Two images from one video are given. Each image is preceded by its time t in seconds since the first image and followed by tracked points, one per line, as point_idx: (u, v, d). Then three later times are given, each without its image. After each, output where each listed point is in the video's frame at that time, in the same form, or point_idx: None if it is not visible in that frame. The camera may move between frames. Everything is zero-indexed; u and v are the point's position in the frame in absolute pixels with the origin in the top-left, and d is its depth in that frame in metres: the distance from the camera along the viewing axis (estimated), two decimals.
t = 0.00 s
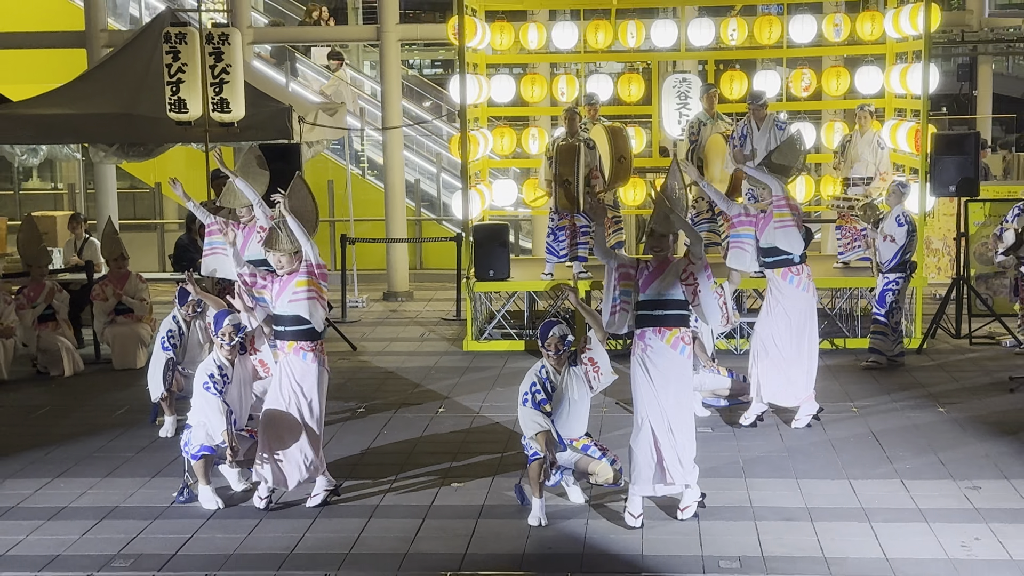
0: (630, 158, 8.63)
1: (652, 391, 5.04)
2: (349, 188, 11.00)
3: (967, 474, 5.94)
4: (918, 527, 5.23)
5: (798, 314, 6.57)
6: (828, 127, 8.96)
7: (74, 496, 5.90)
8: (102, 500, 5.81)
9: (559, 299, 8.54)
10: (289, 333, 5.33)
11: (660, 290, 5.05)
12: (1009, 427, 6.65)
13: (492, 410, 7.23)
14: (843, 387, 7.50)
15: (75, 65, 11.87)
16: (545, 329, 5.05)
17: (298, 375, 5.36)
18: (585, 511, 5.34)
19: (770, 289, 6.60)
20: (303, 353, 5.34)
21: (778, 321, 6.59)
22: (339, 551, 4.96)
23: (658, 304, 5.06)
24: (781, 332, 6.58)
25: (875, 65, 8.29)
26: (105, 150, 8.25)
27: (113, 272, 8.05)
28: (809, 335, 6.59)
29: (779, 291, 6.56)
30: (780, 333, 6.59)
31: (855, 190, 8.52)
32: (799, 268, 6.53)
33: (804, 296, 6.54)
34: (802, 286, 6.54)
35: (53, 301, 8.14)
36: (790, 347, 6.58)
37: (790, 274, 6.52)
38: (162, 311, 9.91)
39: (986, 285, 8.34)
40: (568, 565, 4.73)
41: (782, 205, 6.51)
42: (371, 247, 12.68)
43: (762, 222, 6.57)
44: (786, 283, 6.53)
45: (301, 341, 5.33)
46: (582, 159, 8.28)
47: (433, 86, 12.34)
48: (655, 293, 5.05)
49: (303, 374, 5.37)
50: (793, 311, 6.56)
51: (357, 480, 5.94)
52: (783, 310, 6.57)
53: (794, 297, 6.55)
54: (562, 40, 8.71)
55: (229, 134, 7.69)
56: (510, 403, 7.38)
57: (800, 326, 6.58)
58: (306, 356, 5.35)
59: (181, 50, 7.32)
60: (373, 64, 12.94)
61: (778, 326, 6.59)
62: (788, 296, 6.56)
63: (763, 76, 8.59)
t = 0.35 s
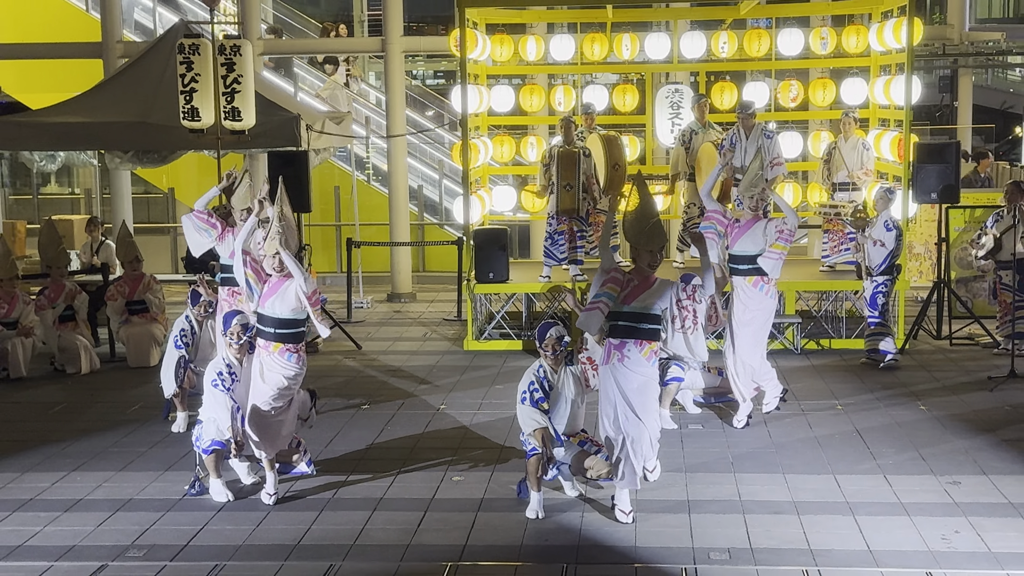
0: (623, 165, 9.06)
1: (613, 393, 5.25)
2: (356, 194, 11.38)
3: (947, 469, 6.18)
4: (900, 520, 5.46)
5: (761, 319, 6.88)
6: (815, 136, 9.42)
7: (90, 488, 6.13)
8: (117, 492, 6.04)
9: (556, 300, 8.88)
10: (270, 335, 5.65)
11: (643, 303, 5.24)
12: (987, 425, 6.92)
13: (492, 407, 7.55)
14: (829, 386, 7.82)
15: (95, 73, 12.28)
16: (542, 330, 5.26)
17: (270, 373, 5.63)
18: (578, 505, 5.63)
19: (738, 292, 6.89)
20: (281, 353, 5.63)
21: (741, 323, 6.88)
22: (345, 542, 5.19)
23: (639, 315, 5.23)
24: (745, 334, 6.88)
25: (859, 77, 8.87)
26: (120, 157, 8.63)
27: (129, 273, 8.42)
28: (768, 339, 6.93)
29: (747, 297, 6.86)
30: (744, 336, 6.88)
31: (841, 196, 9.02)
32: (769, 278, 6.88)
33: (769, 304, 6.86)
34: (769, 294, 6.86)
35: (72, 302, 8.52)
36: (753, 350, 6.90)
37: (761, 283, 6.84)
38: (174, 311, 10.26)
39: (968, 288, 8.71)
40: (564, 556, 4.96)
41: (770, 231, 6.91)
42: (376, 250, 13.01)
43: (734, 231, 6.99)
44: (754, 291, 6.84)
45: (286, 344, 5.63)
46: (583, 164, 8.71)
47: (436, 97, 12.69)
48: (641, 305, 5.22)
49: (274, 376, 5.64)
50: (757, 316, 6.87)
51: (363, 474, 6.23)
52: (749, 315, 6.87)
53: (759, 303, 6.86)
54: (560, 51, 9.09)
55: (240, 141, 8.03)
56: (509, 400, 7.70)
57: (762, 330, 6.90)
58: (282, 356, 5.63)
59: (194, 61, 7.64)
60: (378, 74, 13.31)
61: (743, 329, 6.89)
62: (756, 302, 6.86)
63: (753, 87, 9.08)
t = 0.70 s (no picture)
0: (621, 169, 9.13)
1: (605, 400, 5.35)
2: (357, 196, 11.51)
3: (938, 469, 6.30)
4: (892, 519, 5.58)
5: (750, 324, 6.96)
6: (809, 141, 9.57)
7: (94, 485, 6.26)
8: (120, 489, 6.16)
9: (553, 301, 9.01)
10: (262, 345, 5.57)
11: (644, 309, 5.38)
12: (977, 425, 7.05)
13: (491, 407, 7.68)
14: (822, 387, 7.95)
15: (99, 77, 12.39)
16: (539, 332, 5.36)
17: (258, 386, 5.61)
18: (573, 503, 5.76)
19: (728, 297, 6.92)
20: (269, 363, 5.60)
21: (730, 328, 6.95)
22: (345, 538, 5.32)
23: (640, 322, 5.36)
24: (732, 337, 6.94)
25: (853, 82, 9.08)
26: (126, 159, 8.77)
27: (133, 273, 8.55)
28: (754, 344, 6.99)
29: (736, 302, 6.91)
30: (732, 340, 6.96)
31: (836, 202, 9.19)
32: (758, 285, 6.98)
33: (757, 310, 6.96)
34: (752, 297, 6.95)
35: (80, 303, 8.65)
36: (739, 353, 6.97)
37: (752, 290, 6.92)
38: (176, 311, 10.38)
39: (958, 291, 8.87)
40: (559, 554, 5.08)
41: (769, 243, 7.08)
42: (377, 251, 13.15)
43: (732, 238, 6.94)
44: (746, 298, 6.91)
45: (276, 355, 5.57)
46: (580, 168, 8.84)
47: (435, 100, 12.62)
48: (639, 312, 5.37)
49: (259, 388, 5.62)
50: (745, 321, 6.94)
51: (365, 471, 6.37)
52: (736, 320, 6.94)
53: (745, 308, 6.94)
54: (558, 56, 9.23)
55: (244, 144, 8.16)
56: (508, 400, 7.83)
57: (748, 335, 6.97)
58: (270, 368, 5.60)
59: (198, 64, 7.74)
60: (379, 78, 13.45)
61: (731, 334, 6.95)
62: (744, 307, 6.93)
63: (749, 92, 9.25)
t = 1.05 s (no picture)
0: (617, 173, 8.97)
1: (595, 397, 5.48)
2: (358, 199, 11.64)
3: (929, 469, 6.43)
4: (884, 518, 5.70)
5: (744, 324, 7.07)
6: (803, 147, 9.73)
7: (99, 482, 6.38)
8: (124, 486, 6.28)
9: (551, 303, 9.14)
10: (263, 346, 5.68)
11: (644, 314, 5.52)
12: (967, 426, 7.18)
13: (490, 406, 7.81)
14: (815, 388, 8.08)
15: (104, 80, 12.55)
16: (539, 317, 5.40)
17: (258, 386, 5.68)
18: (570, 501, 5.89)
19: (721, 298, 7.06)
20: (268, 364, 5.67)
21: (723, 328, 7.07)
22: (346, 535, 5.44)
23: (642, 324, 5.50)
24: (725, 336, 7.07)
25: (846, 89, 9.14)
26: (131, 161, 8.92)
27: (137, 273, 8.73)
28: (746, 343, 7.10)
29: (728, 303, 7.04)
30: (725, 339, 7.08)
31: (835, 207, 9.34)
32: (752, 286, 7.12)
33: (750, 311, 7.09)
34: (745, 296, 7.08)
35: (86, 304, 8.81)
36: (732, 351, 7.09)
37: (746, 292, 7.06)
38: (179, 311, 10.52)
39: (950, 293, 9.10)
40: (555, 551, 5.21)
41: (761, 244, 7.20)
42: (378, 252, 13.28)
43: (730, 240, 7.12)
44: (739, 300, 7.05)
45: (277, 355, 5.68)
46: (579, 172, 8.98)
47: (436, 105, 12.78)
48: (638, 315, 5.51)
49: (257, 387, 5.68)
50: (736, 322, 7.05)
51: (366, 469, 6.50)
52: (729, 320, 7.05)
53: (739, 310, 7.06)
54: (557, 61, 9.39)
55: (248, 147, 8.31)
56: (507, 399, 7.96)
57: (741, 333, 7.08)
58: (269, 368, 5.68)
59: (203, 68, 7.93)
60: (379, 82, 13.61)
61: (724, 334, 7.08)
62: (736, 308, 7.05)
63: (744, 98, 9.43)
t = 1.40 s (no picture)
0: (614, 178, 9.37)
1: (591, 397, 5.56)
2: (358, 201, 11.73)
3: (922, 470, 6.50)
4: (878, 518, 5.77)
5: (739, 326, 7.14)
6: (798, 150, 9.82)
7: (100, 481, 6.45)
8: (125, 485, 6.35)
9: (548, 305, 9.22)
10: (261, 347, 5.75)
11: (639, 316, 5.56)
12: (960, 427, 7.26)
13: (488, 407, 7.89)
14: (810, 390, 8.16)
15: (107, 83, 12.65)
16: (529, 297, 5.54)
17: (257, 386, 5.75)
18: (566, 501, 5.97)
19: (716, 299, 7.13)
20: (266, 365, 5.74)
21: (718, 330, 7.15)
22: (345, 535, 5.51)
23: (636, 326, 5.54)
24: (720, 336, 7.14)
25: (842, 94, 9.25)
26: (132, 163, 9.00)
27: (137, 274, 8.81)
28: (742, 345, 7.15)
29: (723, 305, 7.11)
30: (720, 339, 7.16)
31: (829, 210, 9.43)
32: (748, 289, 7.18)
33: (746, 313, 7.14)
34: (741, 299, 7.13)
35: (87, 304, 8.89)
36: (727, 352, 7.16)
37: (742, 295, 7.12)
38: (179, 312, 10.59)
39: (943, 296, 9.22)
40: (550, 550, 5.28)
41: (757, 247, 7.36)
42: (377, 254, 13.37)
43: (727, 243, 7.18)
44: (735, 302, 7.11)
45: (276, 356, 5.75)
46: (576, 176, 9.07)
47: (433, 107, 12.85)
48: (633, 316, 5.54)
49: (256, 386, 5.75)
50: (732, 323, 7.12)
51: (364, 468, 6.58)
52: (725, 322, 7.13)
53: (734, 313, 7.12)
54: (555, 65, 9.48)
55: (249, 149, 8.39)
56: (504, 400, 8.04)
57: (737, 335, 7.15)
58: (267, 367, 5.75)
59: (205, 71, 7.98)
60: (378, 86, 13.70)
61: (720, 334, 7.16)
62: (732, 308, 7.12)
63: (739, 103, 9.54)
